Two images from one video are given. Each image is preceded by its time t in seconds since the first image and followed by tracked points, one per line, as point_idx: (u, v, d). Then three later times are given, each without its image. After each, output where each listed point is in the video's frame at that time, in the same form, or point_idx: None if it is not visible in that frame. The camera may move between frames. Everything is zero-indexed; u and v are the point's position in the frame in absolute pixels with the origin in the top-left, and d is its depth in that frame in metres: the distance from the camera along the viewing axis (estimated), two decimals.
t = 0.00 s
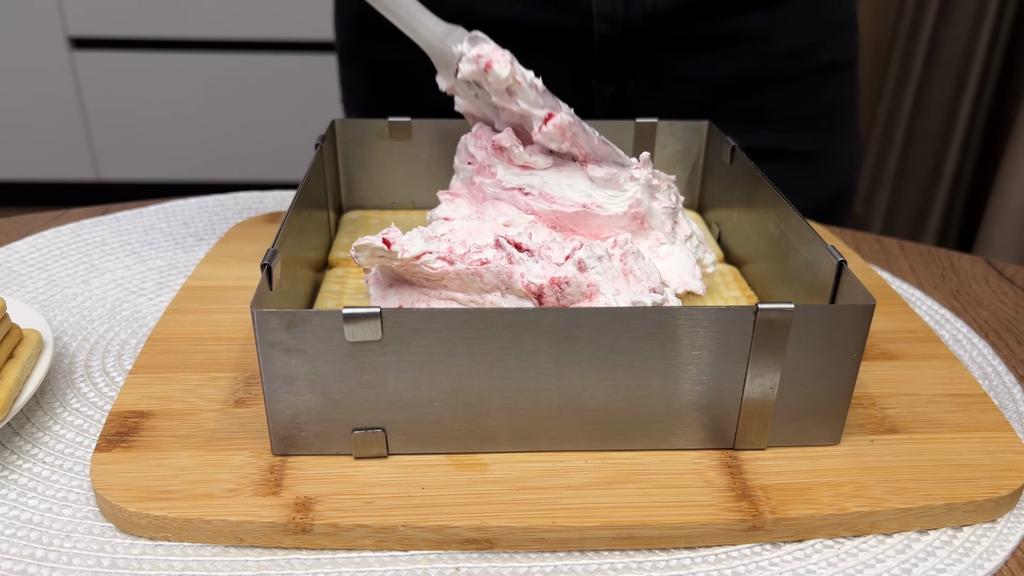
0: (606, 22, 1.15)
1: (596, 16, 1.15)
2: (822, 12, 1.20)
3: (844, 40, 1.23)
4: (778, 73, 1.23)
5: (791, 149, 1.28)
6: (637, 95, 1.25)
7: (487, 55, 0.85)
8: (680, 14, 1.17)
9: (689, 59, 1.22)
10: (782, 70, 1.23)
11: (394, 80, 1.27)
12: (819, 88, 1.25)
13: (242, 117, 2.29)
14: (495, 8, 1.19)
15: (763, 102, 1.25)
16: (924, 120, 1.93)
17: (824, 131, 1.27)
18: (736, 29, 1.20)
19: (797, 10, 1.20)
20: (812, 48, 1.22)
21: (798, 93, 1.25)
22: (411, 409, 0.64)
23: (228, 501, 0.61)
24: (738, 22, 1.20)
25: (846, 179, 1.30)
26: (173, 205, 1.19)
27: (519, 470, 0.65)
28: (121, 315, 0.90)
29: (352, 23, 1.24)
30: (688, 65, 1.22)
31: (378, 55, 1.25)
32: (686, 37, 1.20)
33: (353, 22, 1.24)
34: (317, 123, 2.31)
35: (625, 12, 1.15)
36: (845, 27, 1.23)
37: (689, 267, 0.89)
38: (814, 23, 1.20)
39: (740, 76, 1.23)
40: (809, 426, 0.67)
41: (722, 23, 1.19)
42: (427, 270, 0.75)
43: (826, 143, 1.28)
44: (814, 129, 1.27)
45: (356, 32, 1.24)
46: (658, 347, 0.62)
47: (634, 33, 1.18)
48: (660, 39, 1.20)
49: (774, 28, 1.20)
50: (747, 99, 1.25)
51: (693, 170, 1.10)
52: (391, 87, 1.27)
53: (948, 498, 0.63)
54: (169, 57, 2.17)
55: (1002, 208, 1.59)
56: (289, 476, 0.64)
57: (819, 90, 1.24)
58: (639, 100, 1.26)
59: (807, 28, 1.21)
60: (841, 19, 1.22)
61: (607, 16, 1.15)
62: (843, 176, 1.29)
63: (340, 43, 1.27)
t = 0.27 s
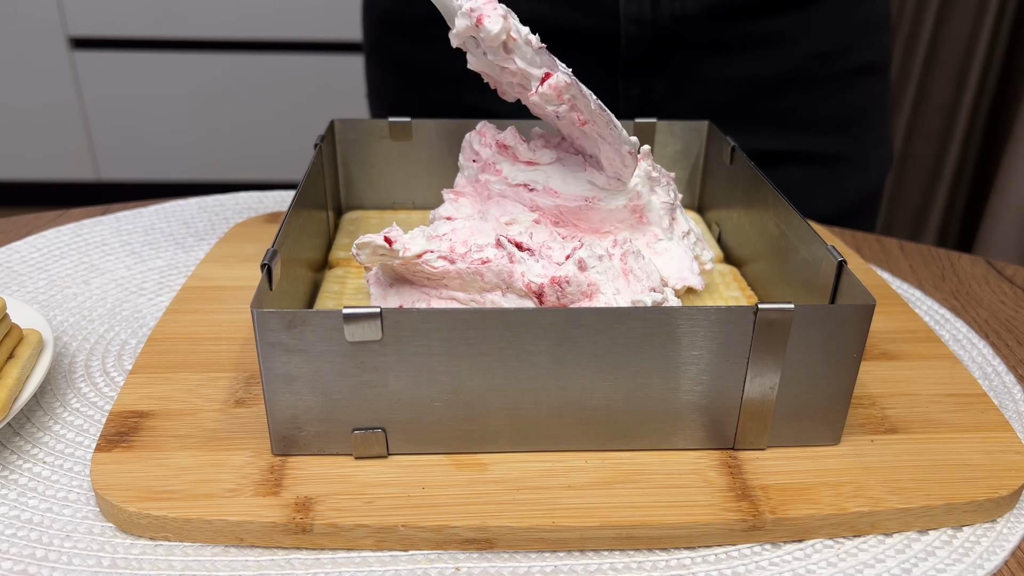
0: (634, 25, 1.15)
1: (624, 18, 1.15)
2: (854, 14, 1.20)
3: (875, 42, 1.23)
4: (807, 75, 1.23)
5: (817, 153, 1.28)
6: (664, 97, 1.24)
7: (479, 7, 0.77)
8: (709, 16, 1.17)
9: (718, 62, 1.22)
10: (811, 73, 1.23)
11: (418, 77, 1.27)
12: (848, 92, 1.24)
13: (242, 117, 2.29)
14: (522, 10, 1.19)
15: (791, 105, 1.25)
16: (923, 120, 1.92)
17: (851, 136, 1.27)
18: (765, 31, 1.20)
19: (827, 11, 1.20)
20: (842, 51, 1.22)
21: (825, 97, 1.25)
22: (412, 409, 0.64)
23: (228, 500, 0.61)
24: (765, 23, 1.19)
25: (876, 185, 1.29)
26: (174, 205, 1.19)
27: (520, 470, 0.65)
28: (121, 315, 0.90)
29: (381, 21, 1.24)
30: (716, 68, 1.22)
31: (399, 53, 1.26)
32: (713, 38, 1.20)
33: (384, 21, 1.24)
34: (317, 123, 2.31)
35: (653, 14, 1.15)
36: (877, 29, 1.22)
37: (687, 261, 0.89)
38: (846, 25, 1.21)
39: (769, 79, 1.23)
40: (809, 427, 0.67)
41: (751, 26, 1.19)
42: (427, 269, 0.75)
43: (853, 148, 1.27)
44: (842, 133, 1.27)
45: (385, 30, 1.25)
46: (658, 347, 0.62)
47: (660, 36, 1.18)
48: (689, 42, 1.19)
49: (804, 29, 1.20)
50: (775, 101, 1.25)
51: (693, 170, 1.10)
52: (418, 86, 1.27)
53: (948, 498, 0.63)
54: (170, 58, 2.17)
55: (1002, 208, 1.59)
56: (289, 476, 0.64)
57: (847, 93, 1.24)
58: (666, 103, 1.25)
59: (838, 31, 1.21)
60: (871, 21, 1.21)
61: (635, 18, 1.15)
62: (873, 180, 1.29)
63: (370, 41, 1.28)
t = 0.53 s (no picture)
0: (637, 25, 1.14)
1: (627, 18, 1.13)
2: (864, 16, 1.20)
3: (880, 44, 1.23)
4: (814, 76, 1.23)
5: (828, 155, 1.28)
6: (668, 97, 1.23)
7: (501, 120, 0.77)
8: (713, 16, 1.16)
9: (723, 62, 1.21)
10: (819, 75, 1.23)
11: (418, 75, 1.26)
12: (855, 93, 1.24)
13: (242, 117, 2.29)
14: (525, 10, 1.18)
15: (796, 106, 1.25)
16: (923, 120, 1.92)
17: (859, 138, 1.27)
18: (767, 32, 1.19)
19: (836, 13, 1.19)
20: (852, 52, 1.22)
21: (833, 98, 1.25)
22: (412, 409, 0.64)
23: (228, 500, 0.61)
24: (773, 25, 1.19)
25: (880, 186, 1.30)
26: (174, 205, 1.19)
27: (520, 470, 0.65)
28: (121, 315, 0.90)
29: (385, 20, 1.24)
30: (721, 68, 1.21)
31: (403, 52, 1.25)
32: (720, 39, 1.19)
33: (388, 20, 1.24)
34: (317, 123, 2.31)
35: (657, 15, 1.13)
36: (886, 32, 1.23)
37: (701, 292, 0.85)
38: (856, 28, 1.20)
39: (777, 80, 1.23)
40: (808, 426, 0.67)
41: (757, 27, 1.19)
42: (427, 270, 0.75)
43: (862, 149, 1.27)
44: (849, 134, 1.27)
45: (389, 29, 1.24)
46: (658, 347, 0.62)
47: (666, 37, 1.16)
48: (693, 43, 1.18)
49: (813, 31, 1.20)
50: (783, 103, 1.25)
51: (693, 170, 1.10)
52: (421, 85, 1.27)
53: (947, 498, 0.63)
54: (170, 58, 2.17)
55: (1002, 209, 1.59)
56: (289, 475, 0.64)
57: (856, 96, 1.24)
58: (669, 102, 1.24)
59: (847, 33, 1.20)
60: (882, 23, 1.21)
61: (639, 18, 1.13)
62: (879, 180, 1.30)
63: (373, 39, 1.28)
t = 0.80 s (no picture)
0: (612, 25, 1.15)
1: (602, 19, 1.14)
2: (842, 16, 1.20)
3: (862, 43, 1.22)
4: (792, 77, 1.22)
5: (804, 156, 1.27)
6: (646, 97, 1.24)
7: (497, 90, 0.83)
8: (689, 16, 1.16)
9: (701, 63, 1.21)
10: (798, 75, 1.22)
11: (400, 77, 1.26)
12: (835, 93, 1.24)
13: (242, 117, 2.29)
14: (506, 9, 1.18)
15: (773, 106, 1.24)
16: (924, 119, 1.92)
17: (838, 138, 1.27)
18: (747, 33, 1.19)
19: (812, 12, 1.19)
20: (828, 53, 1.21)
21: (812, 99, 1.24)
22: (411, 409, 0.64)
23: (228, 500, 0.61)
24: (750, 24, 1.19)
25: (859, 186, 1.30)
26: (174, 206, 1.19)
27: (520, 470, 0.65)
28: (121, 315, 0.90)
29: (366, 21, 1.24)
30: (700, 69, 1.22)
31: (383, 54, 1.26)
32: (698, 39, 1.19)
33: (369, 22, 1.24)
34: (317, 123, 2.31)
35: (631, 15, 1.14)
36: (866, 31, 1.22)
37: (696, 286, 0.87)
38: (832, 28, 1.20)
39: (756, 81, 1.22)
40: (808, 427, 0.67)
41: (734, 27, 1.19)
42: (427, 269, 0.75)
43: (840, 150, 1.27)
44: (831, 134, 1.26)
45: (370, 30, 1.24)
46: (658, 347, 0.62)
47: (643, 36, 1.17)
48: (671, 43, 1.19)
49: (789, 31, 1.20)
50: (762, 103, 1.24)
51: (693, 170, 1.10)
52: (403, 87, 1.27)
53: (947, 498, 0.63)
54: (170, 58, 2.17)
55: (1002, 208, 1.59)
56: (289, 476, 0.64)
57: (833, 96, 1.24)
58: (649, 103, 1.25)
59: (825, 32, 1.20)
60: (860, 23, 1.21)
61: (613, 19, 1.14)
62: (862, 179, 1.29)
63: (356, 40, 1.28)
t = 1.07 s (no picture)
0: (587, 24, 1.16)
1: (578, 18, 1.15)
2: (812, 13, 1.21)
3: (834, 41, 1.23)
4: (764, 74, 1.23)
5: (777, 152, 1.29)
6: (622, 95, 1.26)
7: (491, 125, 0.74)
8: (663, 15, 1.17)
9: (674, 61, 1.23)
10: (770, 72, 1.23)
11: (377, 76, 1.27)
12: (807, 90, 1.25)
13: (242, 117, 2.29)
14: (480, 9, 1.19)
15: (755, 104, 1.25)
16: (923, 121, 1.91)
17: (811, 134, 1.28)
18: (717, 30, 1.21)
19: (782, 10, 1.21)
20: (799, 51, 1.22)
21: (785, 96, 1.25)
22: (411, 409, 0.64)
23: (228, 500, 0.61)
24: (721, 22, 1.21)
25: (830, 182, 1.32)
26: (174, 206, 1.19)
27: (520, 470, 0.65)
28: (121, 316, 0.90)
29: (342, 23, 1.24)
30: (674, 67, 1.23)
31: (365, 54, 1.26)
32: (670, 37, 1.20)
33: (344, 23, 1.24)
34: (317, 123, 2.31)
35: (607, 14, 1.15)
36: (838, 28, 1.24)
37: (699, 288, 0.87)
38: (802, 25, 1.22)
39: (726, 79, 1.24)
40: (808, 427, 0.67)
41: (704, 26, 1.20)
42: (427, 269, 0.75)
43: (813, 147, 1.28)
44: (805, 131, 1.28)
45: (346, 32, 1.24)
46: (658, 347, 0.62)
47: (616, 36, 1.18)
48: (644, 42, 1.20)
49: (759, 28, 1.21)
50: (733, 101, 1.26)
51: (693, 170, 1.10)
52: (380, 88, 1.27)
53: (948, 498, 0.63)
54: (169, 58, 2.17)
55: (1002, 209, 1.59)
56: (290, 476, 0.64)
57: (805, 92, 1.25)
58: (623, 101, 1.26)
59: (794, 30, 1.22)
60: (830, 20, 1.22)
61: (589, 18, 1.15)
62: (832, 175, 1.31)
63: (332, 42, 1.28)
